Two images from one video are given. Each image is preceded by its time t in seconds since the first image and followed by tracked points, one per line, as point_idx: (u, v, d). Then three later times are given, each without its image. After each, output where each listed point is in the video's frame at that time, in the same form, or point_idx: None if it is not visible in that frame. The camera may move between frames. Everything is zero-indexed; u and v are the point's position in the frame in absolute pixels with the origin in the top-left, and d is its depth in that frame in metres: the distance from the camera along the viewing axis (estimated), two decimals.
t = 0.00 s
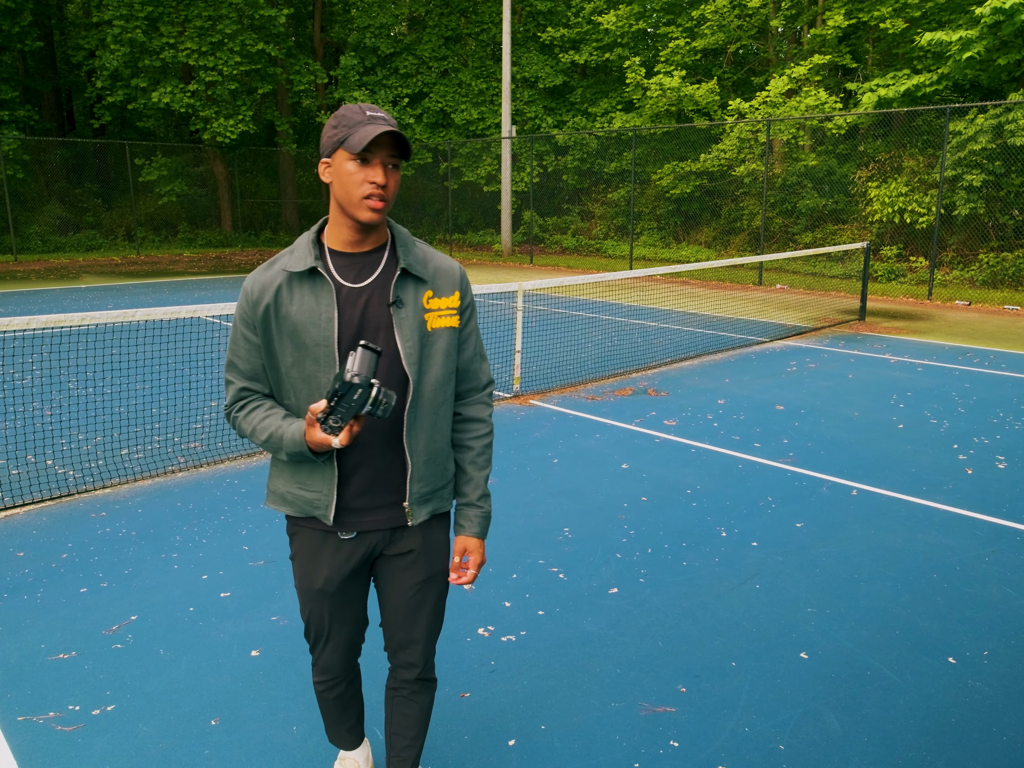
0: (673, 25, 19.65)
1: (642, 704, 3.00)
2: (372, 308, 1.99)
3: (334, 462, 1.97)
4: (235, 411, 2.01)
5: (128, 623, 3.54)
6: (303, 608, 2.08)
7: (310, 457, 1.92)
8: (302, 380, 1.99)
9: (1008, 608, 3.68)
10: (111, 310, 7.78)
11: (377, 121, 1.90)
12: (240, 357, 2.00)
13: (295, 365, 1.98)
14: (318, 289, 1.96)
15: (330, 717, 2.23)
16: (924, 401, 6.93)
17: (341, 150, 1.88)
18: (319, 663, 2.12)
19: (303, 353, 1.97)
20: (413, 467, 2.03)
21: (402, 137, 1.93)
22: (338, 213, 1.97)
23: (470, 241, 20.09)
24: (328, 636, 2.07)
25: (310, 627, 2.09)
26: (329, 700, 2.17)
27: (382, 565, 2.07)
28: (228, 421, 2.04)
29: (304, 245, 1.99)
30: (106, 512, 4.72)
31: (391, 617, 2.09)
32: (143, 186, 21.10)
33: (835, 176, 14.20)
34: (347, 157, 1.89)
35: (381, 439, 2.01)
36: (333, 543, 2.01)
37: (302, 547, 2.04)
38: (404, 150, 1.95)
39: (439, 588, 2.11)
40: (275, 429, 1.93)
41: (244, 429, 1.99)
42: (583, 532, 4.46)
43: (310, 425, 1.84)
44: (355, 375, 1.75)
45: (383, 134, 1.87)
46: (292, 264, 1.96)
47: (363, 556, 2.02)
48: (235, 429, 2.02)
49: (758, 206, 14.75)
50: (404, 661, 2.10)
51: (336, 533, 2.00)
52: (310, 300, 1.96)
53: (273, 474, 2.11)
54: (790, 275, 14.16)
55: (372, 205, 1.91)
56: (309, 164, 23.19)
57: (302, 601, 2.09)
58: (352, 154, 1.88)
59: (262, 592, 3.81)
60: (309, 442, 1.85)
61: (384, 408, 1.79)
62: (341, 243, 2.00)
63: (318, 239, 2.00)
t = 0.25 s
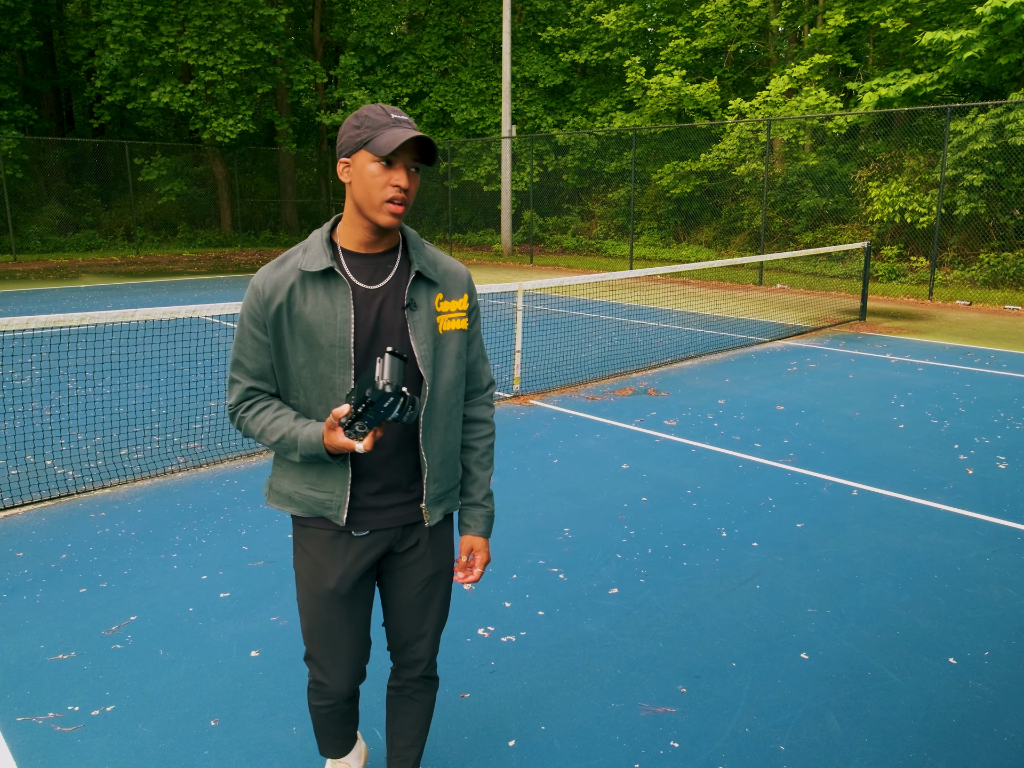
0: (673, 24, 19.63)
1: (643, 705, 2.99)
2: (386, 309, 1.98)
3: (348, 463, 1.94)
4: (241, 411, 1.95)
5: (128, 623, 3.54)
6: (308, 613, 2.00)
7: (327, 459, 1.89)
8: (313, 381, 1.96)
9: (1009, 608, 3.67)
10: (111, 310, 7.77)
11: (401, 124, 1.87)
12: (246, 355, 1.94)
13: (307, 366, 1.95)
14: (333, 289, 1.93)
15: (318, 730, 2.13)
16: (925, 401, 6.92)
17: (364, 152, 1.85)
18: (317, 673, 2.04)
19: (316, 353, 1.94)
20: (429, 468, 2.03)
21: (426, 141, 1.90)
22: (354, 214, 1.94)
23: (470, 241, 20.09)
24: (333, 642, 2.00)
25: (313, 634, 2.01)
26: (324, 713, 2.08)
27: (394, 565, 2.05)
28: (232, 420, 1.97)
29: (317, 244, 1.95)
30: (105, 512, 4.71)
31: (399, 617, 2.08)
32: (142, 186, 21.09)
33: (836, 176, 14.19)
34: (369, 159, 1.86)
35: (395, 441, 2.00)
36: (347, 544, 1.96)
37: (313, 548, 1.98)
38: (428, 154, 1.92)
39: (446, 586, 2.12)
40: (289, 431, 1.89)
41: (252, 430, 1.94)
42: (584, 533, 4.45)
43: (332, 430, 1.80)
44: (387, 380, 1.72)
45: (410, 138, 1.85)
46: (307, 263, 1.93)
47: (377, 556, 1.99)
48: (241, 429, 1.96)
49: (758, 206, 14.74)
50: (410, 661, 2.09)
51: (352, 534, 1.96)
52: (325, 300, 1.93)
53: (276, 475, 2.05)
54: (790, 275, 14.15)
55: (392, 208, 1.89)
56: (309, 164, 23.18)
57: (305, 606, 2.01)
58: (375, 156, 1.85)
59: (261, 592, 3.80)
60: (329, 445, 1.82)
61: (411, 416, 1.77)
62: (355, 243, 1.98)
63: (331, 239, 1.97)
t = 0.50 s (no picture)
0: (674, 23, 19.61)
1: (643, 705, 2.98)
2: (384, 308, 1.99)
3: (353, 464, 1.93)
4: (238, 417, 1.89)
5: (127, 624, 3.53)
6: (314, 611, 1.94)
7: (335, 461, 1.86)
8: (313, 382, 1.93)
9: (1010, 609, 3.66)
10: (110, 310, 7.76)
11: (400, 128, 1.87)
12: (242, 360, 1.89)
13: (307, 368, 1.92)
14: (332, 289, 1.92)
15: (300, 739, 2.03)
16: (926, 401, 6.91)
17: (362, 155, 1.84)
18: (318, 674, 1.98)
19: (316, 355, 1.92)
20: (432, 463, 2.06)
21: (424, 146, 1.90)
22: (348, 215, 1.94)
23: (470, 241, 20.10)
24: (340, 641, 1.95)
25: (317, 635, 1.95)
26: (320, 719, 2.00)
27: (400, 562, 2.04)
28: (227, 427, 1.91)
29: (312, 245, 1.93)
30: (104, 512, 4.70)
31: (402, 614, 2.07)
32: (142, 186, 21.09)
33: (836, 175, 14.18)
34: (367, 161, 1.85)
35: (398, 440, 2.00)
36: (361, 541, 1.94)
37: (322, 546, 1.94)
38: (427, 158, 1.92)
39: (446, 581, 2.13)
40: (293, 435, 1.86)
41: (251, 436, 1.88)
42: (583, 533, 4.44)
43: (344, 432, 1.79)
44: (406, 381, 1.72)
45: (410, 142, 1.84)
46: (303, 264, 1.90)
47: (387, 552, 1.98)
48: (237, 436, 1.90)
49: (758, 205, 14.73)
50: (410, 658, 2.08)
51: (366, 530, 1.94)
52: (323, 302, 1.91)
53: (272, 480, 2.00)
54: (790, 275, 14.15)
55: (389, 211, 1.89)
56: (309, 164, 23.17)
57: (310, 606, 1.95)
58: (375, 158, 1.83)
59: (261, 593, 3.78)
60: (340, 446, 1.80)
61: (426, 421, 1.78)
62: (348, 245, 1.97)
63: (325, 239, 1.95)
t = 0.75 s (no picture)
0: (674, 23, 19.60)
1: (643, 706, 2.97)
2: (363, 302, 2.00)
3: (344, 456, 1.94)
4: (228, 419, 1.87)
5: (127, 624, 3.52)
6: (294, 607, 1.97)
7: (330, 452, 1.87)
8: (300, 379, 1.93)
9: (1011, 609, 3.65)
10: (109, 310, 7.75)
11: (373, 135, 1.86)
12: (227, 362, 1.88)
13: (292, 366, 1.93)
14: (311, 286, 1.93)
15: (284, 736, 2.04)
16: (927, 401, 6.90)
17: (337, 160, 1.83)
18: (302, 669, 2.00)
19: (300, 351, 1.92)
20: (424, 449, 2.08)
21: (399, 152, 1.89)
22: (322, 218, 1.94)
23: (470, 241, 20.10)
24: (323, 634, 1.98)
25: (300, 627, 1.98)
26: (305, 713, 2.02)
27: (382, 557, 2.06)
28: (215, 431, 1.88)
29: (285, 245, 1.93)
30: (103, 512, 4.69)
31: (386, 610, 2.08)
32: (141, 185, 21.09)
33: (836, 175, 14.17)
34: (341, 167, 1.85)
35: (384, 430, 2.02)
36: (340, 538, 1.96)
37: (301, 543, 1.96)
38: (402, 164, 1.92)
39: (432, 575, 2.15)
40: (286, 428, 1.85)
41: (243, 436, 1.86)
42: (584, 533, 4.43)
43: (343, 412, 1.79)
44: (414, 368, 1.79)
45: (385, 149, 1.84)
46: (279, 264, 1.90)
47: (368, 548, 2.01)
48: (227, 439, 1.88)
49: (759, 205, 14.73)
50: (400, 653, 2.08)
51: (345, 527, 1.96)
52: (303, 299, 1.92)
53: (266, 485, 1.98)
54: (791, 275, 14.14)
55: (363, 215, 1.90)
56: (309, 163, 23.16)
57: (291, 601, 1.98)
58: (349, 164, 1.84)
59: (260, 593, 3.77)
60: (339, 432, 1.80)
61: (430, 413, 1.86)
62: (322, 244, 1.98)
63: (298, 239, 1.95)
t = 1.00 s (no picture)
0: (674, 22, 19.59)
1: (643, 707, 2.96)
2: (333, 300, 2.02)
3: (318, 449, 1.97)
4: (204, 414, 1.86)
5: (126, 624, 3.51)
6: (267, 601, 2.00)
7: (308, 444, 1.88)
8: (274, 375, 1.95)
9: (1011, 610, 3.64)
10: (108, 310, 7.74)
11: (343, 143, 1.87)
12: (199, 359, 1.88)
13: (266, 361, 1.94)
14: (279, 283, 1.94)
15: (273, 734, 2.09)
16: (927, 401, 6.89)
17: (305, 167, 1.84)
18: (282, 661, 2.04)
19: (272, 349, 1.94)
20: (387, 443, 2.10)
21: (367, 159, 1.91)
22: (290, 220, 1.95)
23: (470, 241, 20.11)
24: (298, 627, 2.02)
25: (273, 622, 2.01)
26: (288, 705, 2.07)
27: (354, 546, 2.10)
28: (189, 429, 1.87)
29: (251, 245, 1.93)
30: (103, 513, 4.68)
31: (363, 599, 2.11)
32: (141, 185, 21.09)
33: (837, 175, 14.17)
34: (309, 172, 1.86)
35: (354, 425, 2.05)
36: (308, 531, 1.99)
37: (271, 538, 1.99)
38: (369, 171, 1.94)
39: (408, 562, 2.18)
40: (264, 420, 1.86)
41: (220, 431, 1.86)
42: (584, 533, 4.42)
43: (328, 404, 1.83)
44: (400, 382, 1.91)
45: (354, 159, 1.86)
46: (246, 263, 1.91)
47: (337, 539, 2.04)
48: (203, 434, 1.87)
49: (759, 205, 14.72)
50: (382, 642, 2.10)
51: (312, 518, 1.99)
52: (274, 297, 1.93)
53: (243, 481, 1.99)
54: (792, 275, 14.14)
55: (330, 221, 1.93)
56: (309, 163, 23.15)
57: (263, 596, 2.01)
58: (317, 171, 1.85)
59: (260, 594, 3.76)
60: (322, 422, 1.84)
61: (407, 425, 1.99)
62: (287, 244, 1.99)
63: (263, 238, 1.95)
